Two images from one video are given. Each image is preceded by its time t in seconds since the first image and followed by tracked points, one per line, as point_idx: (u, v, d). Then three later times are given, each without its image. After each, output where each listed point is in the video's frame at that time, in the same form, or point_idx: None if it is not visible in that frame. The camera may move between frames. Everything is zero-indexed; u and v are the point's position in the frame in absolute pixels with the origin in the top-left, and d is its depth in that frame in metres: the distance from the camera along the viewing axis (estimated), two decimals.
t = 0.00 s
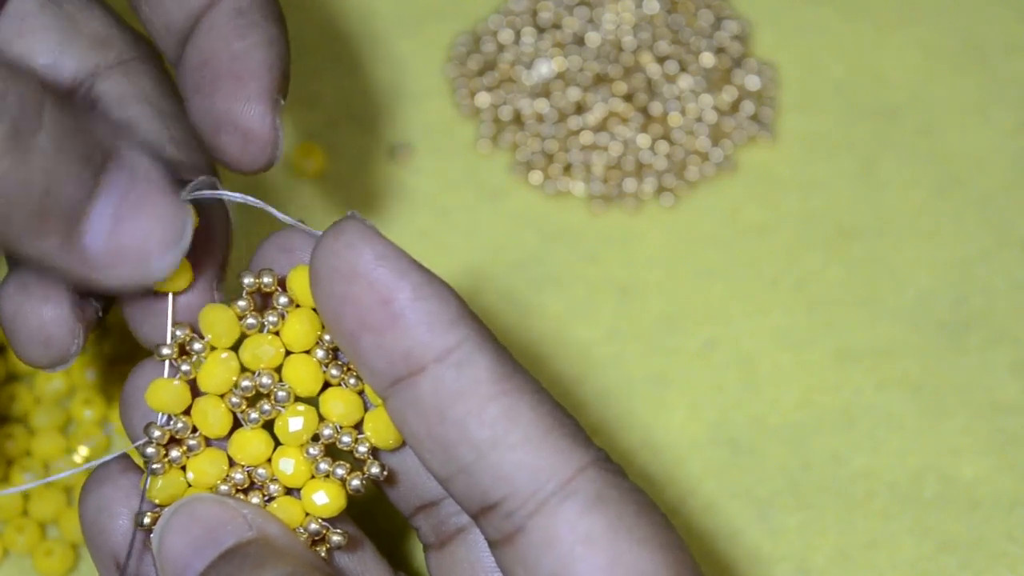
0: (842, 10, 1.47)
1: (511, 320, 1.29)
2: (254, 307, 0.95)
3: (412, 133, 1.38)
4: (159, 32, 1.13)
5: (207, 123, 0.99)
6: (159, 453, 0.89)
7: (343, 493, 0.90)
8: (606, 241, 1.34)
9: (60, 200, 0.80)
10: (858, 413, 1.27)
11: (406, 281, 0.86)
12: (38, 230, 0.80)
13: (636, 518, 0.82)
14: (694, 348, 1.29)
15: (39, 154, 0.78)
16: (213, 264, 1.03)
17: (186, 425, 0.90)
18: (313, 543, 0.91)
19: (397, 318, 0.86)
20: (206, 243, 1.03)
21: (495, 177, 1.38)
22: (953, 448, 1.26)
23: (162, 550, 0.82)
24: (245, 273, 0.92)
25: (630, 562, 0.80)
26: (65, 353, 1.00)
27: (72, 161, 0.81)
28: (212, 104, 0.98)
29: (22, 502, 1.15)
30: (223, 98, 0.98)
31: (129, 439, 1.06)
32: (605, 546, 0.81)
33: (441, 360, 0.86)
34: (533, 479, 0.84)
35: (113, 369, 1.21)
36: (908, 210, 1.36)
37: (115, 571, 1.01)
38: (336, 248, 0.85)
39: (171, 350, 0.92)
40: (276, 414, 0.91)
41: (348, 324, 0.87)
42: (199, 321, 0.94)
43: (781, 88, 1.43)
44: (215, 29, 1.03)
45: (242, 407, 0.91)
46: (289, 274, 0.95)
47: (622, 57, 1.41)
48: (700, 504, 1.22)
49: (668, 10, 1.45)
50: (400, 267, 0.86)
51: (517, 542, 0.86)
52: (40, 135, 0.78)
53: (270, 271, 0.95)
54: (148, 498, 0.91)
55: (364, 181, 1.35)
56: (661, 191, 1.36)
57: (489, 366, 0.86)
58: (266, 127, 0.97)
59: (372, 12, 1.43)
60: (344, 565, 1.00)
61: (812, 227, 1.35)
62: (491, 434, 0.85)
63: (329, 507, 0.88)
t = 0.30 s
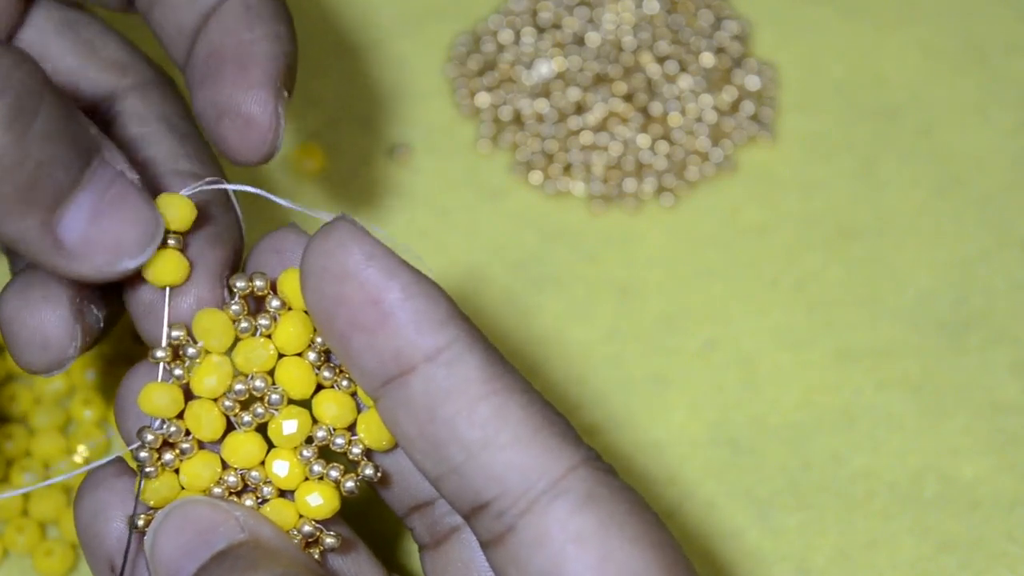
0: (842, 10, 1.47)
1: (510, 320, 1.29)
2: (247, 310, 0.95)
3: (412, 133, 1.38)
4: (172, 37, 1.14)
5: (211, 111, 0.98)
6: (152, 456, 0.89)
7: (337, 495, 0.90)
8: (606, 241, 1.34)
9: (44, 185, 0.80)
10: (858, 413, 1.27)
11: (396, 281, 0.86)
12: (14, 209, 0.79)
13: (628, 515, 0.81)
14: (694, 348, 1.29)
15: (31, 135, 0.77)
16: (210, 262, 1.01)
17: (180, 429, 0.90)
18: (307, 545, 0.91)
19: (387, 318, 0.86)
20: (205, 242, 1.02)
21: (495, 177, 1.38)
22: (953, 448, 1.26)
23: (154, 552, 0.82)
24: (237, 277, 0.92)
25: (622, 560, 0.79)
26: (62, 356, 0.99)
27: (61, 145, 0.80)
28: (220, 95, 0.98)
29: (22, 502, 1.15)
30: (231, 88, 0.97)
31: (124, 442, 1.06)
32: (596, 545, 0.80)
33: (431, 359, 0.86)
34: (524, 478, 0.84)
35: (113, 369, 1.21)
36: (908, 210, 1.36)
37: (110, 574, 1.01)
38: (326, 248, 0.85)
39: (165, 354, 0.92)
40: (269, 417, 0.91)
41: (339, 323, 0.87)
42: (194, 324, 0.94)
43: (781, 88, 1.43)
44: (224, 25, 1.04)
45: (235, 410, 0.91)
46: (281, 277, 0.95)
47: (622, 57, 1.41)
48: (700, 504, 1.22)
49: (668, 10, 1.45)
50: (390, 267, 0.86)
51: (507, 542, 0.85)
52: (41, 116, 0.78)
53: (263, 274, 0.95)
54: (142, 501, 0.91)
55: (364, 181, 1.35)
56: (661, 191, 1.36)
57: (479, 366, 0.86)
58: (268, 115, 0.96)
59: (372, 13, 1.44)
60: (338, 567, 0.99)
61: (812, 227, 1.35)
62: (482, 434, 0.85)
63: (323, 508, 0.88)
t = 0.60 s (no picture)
0: (842, 10, 1.46)
1: (511, 320, 1.29)
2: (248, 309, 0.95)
3: (412, 133, 1.38)
4: (149, 61, 1.10)
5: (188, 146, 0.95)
6: (153, 455, 0.88)
7: (339, 495, 0.90)
8: (606, 241, 1.34)
9: (68, 123, 0.78)
10: (858, 413, 1.27)
11: (398, 281, 0.86)
12: (40, 153, 0.79)
13: (628, 515, 0.82)
14: (694, 348, 1.29)
15: (49, 73, 0.76)
16: (209, 265, 1.01)
17: (181, 428, 0.90)
18: (309, 544, 0.91)
19: (388, 317, 0.86)
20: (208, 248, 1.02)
21: (495, 177, 1.38)
22: (953, 448, 1.26)
23: (156, 553, 0.82)
24: (239, 276, 0.92)
25: (623, 560, 0.79)
26: (63, 353, 0.98)
27: (80, 82, 0.78)
28: (192, 127, 0.95)
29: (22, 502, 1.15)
30: (201, 120, 0.95)
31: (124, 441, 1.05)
32: (597, 544, 0.81)
33: (432, 359, 0.86)
34: (525, 478, 0.84)
35: (113, 368, 1.21)
36: (908, 210, 1.36)
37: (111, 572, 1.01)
38: (327, 248, 0.85)
39: (167, 353, 0.92)
40: (271, 417, 0.91)
41: (340, 323, 0.87)
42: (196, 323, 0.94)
43: (781, 88, 1.43)
44: (200, 54, 1.00)
45: (237, 409, 0.91)
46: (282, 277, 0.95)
47: (622, 57, 1.41)
48: (700, 504, 1.22)
49: (668, 10, 1.45)
50: (391, 266, 0.85)
51: (508, 541, 0.85)
52: (52, 55, 0.76)
53: (264, 274, 0.95)
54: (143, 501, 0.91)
55: (364, 181, 1.35)
56: (661, 191, 1.36)
57: (480, 365, 0.86)
58: (248, 153, 0.94)
59: (372, 13, 1.44)
60: (340, 566, 0.99)
61: (812, 227, 1.35)
62: (482, 434, 0.85)
63: (325, 508, 0.88)
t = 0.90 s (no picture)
0: (842, 10, 1.47)
1: (511, 320, 1.29)
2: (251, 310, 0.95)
3: (412, 133, 1.38)
4: (146, 76, 1.09)
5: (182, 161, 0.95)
6: (156, 454, 0.89)
7: (343, 494, 0.90)
8: (605, 241, 1.34)
9: (76, 126, 0.81)
10: (858, 412, 1.27)
11: (400, 280, 0.86)
12: (49, 155, 0.81)
13: (632, 514, 0.82)
14: (694, 348, 1.29)
15: (57, 77, 0.79)
16: (214, 266, 1.00)
17: (184, 429, 0.90)
18: (314, 545, 0.91)
19: (391, 317, 0.86)
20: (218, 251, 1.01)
21: (495, 177, 1.38)
22: (953, 448, 1.26)
23: (161, 554, 0.80)
24: (242, 276, 0.93)
25: (627, 560, 0.79)
26: (69, 354, 0.98)
27: (89, 86, 0.81)
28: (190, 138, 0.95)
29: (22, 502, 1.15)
30: (200, 132, 0.94)
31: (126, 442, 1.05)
32: (600, 543, 0.80)
33: (436, 358, 0.86)
34: (528, 476, 0.84)
35: (114, 368, 1.21)
36: (908, 210, 1.36)
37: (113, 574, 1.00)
38: (330, 247, 0.85)
39: (171, 353, 0.92)
40: (275, 417, 0.91)
41: (342, 322, 0.87)
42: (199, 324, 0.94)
43: (781, 88, 1.43)
44: (200, 69, 1.00)
45: (241, 410, 0.91)
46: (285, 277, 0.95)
47: (622, 57, 1.41)
48: (700, 504, 1.22)
49: (668, 10, 1.45)
50: (394, 265, 0.86)
51: (512, 541, 0.85)
52: (62, 58, 0.79)
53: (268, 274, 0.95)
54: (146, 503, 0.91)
55: (364, 181, 1.35)
56: (661, 191, 1.36)
57: (484, 365, 0.86)
58: (243, 168, 0.94)
59: (372, 13, 1.44)
60: (344, 566, 0.99)
61: (812, 227, 1.35)
62: (486, 432, 0.85)
63: (329, 508, 0.88)
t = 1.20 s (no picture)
0: (842, 9, 1.46)
1: (511, 320, 1.29)
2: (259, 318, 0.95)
3: (412, 133, 1.38)
4: (144, 96, 1.07)
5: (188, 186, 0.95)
6: (167, 461, 0.88)
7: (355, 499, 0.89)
8: (605, 241, 1.34)
9: (81, 166, 0.81)
10: (858, 412, 1.27)
11: (410, 284, 0.90)
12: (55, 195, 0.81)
13: (652, 503, 0.86)
14: (694, 348, 1.29)
15: (58, 119, 0.79)
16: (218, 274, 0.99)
17: (195, 435, 0.89)
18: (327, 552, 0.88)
19: (404, 321, 0.90)
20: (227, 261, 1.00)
21: (495, 177, 1.38)
22: (953, 448, 1.26)
23: (207, 470, 0.80)
24: (248, 284, 0.92)
25: (649, 547, 0.82)
26: (77, 358, 0.99)
27: (92, 122, 0.81)
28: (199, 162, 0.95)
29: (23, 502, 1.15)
30: (210, 156, 0.95)
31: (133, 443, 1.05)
32: (622, 531, 0.84)
33: (451, 357, 0.90)
34: (548, 468, 0.88)
35: (113, 369, 1.21)
36: (908, 210, 1.36)
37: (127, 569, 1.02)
38: (337, 255, 0.87)
39: (181, 360, 0.91)
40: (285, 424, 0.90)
41: (353, 330, 0.89)
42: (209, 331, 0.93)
43: (781, 88, 1.43)
44: (203, 92, 1.00)
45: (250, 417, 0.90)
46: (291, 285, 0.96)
47: (622, 57, 1.41)
48: (700, 504, 1.22)
49: (668, 10, 1.45)
50: (402, 270, 0.89)
51: (534, 531, 0.89)
52: (61, 98, 0.79)
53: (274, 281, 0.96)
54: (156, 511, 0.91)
55: (364, 181, 1.35)
56: (661, 191, 1.36)
57: (498, 363, 0.90)
58: (249, 192, 0.94)
59: (372, 12, 1.44)
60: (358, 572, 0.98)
61: (812, 228, 1.35)
62: (505, 428, 0.89)
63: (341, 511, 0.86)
